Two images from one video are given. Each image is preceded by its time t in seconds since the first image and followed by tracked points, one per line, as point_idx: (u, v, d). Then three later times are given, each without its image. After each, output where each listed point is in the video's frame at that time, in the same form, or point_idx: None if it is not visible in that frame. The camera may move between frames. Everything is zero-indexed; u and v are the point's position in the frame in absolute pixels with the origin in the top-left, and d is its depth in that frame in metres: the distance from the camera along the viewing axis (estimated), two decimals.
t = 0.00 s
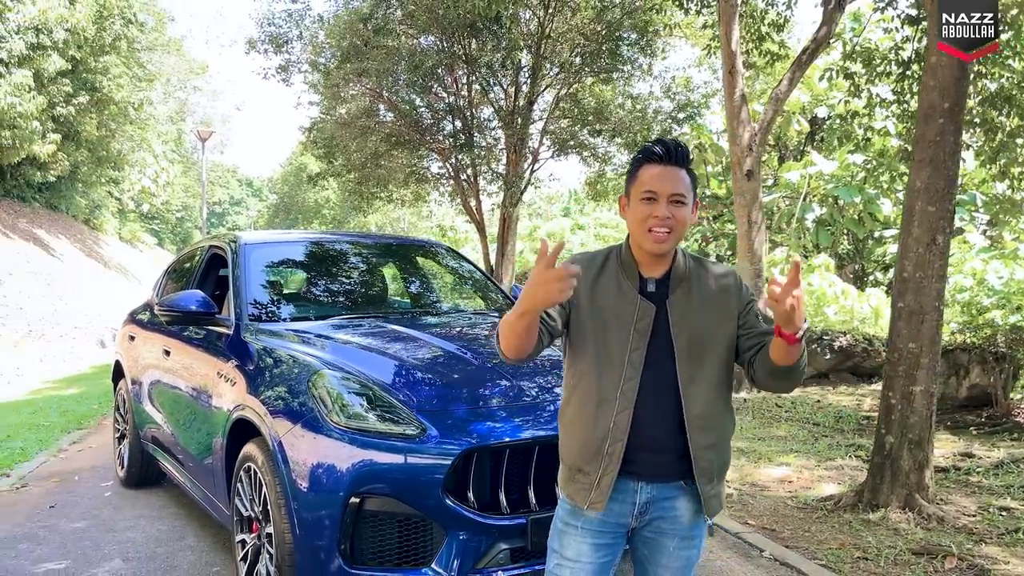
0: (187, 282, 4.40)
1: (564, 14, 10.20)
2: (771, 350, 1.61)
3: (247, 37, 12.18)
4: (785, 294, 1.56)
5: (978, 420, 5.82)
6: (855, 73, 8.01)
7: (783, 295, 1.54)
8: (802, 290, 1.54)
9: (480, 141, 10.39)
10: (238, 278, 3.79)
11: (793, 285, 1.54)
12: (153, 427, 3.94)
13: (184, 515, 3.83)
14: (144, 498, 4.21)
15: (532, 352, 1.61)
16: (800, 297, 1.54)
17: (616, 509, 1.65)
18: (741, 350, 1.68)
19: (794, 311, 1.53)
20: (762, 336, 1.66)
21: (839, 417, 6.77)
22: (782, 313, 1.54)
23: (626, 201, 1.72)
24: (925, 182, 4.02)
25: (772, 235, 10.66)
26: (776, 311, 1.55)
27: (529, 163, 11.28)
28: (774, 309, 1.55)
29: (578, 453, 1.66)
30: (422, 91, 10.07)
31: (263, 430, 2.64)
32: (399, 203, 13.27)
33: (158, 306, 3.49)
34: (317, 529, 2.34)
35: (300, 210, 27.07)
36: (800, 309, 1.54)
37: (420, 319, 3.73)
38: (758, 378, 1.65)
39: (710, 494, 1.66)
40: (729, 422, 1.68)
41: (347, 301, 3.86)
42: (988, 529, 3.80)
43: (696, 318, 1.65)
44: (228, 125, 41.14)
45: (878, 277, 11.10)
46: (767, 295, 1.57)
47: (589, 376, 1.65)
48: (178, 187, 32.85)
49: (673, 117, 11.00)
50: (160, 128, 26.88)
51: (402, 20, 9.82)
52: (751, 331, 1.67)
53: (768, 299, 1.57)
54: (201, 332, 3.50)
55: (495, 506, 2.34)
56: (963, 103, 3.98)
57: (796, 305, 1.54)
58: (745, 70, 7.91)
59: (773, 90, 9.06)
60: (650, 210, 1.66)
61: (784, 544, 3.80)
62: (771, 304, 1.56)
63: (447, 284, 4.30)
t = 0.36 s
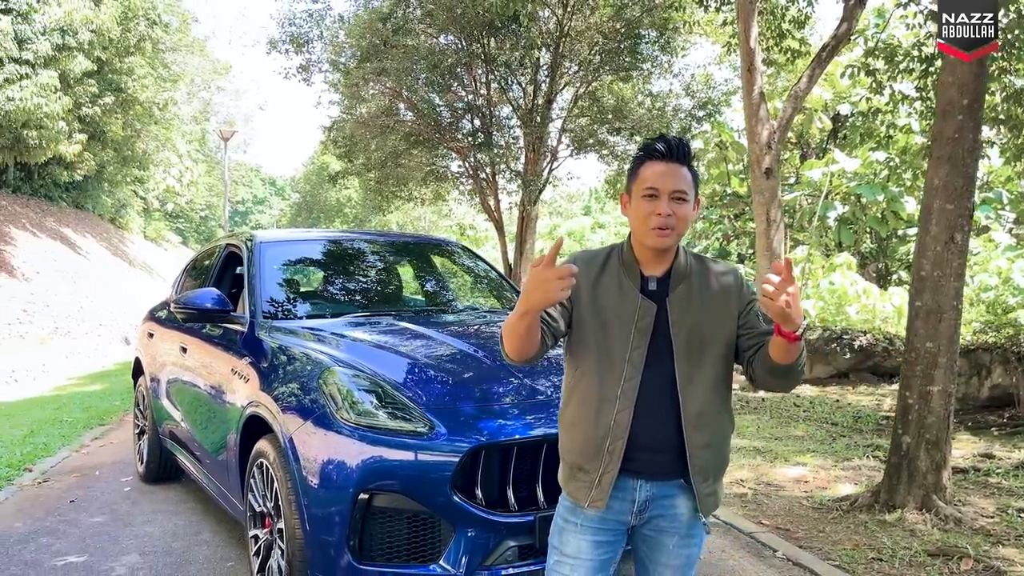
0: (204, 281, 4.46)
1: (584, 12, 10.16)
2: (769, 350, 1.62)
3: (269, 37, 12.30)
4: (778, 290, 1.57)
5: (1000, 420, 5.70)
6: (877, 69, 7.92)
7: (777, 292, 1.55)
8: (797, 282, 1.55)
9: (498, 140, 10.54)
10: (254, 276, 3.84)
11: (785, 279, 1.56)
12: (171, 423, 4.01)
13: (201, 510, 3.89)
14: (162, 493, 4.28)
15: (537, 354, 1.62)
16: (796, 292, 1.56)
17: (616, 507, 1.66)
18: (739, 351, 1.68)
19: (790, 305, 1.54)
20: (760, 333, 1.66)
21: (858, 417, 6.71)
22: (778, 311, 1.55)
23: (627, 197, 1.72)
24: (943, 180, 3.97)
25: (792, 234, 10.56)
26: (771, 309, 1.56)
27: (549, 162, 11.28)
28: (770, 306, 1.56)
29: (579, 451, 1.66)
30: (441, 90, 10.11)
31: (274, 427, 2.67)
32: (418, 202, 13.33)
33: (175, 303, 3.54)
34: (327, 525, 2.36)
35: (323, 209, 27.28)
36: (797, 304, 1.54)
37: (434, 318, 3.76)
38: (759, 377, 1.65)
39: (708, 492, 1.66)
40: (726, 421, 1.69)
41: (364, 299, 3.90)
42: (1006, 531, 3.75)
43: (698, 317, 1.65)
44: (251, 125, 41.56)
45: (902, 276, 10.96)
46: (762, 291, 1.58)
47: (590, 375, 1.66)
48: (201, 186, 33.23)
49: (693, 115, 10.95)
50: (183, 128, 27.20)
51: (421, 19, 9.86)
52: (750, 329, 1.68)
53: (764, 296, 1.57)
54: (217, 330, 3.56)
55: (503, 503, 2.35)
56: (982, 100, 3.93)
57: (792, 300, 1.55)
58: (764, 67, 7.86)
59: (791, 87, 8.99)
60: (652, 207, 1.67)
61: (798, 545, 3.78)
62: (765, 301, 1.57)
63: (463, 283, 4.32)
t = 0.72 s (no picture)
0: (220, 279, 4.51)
1: (602, 10, 10.11)
2: (770, 348, 1.61)
3: (289, 36, 12.40)
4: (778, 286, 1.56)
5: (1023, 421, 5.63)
6: (899, 65, 7.82)
7: (776, 289, 1.55)
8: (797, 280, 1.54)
9: (516, 139, 10.57)
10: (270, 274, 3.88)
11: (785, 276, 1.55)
12: (187, 419, 4.06)
13: (217, 505, 3.94)
14: (179, 488, 4.34)
15: (535, 350, 1.63)
16: (797, 289, 1.55)
17: (614, 504, 1.66)
18: (741, 349, 1.68)
19: (790, 303, 1.53)
20: (762, 331, 1.66)
21: (878, 417, 6.64)
22: (777, 308, 1.54)
23: (629, 193, 1.74)
24: (962, 176, 3.91)
25: (812, 232, 10.46)
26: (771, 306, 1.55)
27: (567, 161, 11.28)
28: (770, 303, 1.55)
29: (578, 447, 1.67)
30: (459, 88, 10.14)
31: (284, 423, 2.70)
32: (437, 201, 13.38)
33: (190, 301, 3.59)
34: (336, 521, 2.38)
35: (343, 208, 27.48)
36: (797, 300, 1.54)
37: (448, 315, 3.78)
38: (759, 374, 1.65)
39: (707, 491, 1.67)
40: (726, 418, 1.69)
41: (379, 297, 3.92)
42: None
43: (698, 314, 1.65)
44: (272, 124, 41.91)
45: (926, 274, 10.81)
46: (763, 287, 1.57)
47: (588, 371, 1.67)
48: (223, 186, 33.57)
49: (712, 112, 10.87)
50: (205, 128, 27.49)
51: (440, 18, 9.91)
52: (751, 326, 1.67)
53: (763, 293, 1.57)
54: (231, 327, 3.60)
55: (511, 499, 2.36)
56: (1001, 95, 3.87)
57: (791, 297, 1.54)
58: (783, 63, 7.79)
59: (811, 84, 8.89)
60: (651, 202, 1.67)
61: (812, 545, 3.75)
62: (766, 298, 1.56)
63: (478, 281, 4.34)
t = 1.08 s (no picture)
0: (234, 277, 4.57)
1: (619, 6, 10.05)
2: (767, 343, 1.62)
3: (308, 35, 12.50)
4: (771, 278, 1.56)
5: None
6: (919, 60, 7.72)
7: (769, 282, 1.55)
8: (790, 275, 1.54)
9: (533, 137, 10.58)
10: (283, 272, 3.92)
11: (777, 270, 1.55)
12: (201, 414, 4.12)
13: (230, 500, 3.99)
14: (193, 484, 4.40)
15: (533, 346, 1.64)
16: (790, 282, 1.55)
17: (611, 500, 1.67)
18: (739, 346, 1.68)
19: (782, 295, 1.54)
20: (758, 327, 1.66)
21: (895, 416, 6.57)
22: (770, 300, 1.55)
23: (627, 189, 1.74)
24: (977, 172, 3.86)
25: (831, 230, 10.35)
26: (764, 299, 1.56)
27: (584, 159, 11.26)
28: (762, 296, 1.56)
29: (574, 442, 1.68)
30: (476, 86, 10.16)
31: (292, 419, 2.73)
32: (455, 199, 13.41)
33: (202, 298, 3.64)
34: (342, 516, 2.40)
35: (363, 207, 27.64)
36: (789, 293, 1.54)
37: (460, 312, 3.79)
38: (757, 370, 1.65)
39: (705, 488, 1.67)
40: (724, 415, 1.69)
41: (392, 294, 3.95)
42: None
43: (696, 311, 1.65)
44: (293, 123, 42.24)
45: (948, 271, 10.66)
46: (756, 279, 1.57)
47: (586, 368, 1.67)
48: (244, 185, 33.90)
49: (730, 109, 10.80)
50: (226, 127, 27.75)
51: (456, 16, 9.93)
52: (749, 322, 1.67)
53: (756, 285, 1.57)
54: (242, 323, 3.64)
55: (515, 496, 2.37)
56: (1018, 90, 3.81)
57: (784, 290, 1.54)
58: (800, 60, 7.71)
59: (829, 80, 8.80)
60: (650, 199, 1.67)
61: (823, 544, 3.73)
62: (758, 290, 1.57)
63: (490, 279, 4.35)
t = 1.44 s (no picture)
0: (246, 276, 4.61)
1: (634, 5, 10.04)
2: (789, 321, 1.58)
3: (324, 36, 12.57)
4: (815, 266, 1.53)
5: None
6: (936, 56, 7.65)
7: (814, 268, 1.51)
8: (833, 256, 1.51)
9: (547, 136, 10.59)
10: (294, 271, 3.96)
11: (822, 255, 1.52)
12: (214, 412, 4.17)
13: (242, 497, 4.04)
14: (206, 481, 4.45)
15: (522, 330, 1.59)
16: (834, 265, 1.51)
17: (610, 496, 1.68)
18: (745, 325, 1.67)
19: (824, 275, 1.49)
20: (770, 308, 1.64)
21: (911, 416, 6.52)
22: (813, 287, 1.50)
23: (627, 195, 1.74)
24: (990, 171, 3.82)
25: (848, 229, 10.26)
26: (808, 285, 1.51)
27: (599, 159, 11.24)
28: (806, 284, 1.51)
29: (563, 437, 1.68)
30: (490, 85, 10.17)
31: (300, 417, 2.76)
32: (470, 198, 13.44)
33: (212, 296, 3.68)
34: (348, 513, 2.42)
35: (380, 207, 27.76)
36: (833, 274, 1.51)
37: (470, 311, 3.81)
38: (780, 355, 1.59)
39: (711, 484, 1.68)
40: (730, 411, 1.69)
41: (404, 294, 3.98)
42: None
43: (698, 306, 1.65)
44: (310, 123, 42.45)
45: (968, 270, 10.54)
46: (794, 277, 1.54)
47: (578, 365, 1.67)
48: (262, 185, 34.16)
49: (745, 107, 10.74)
50: (243, 128, 27.98)
51: (471, 16, 9.94)
52: (753, 305, 1.67)
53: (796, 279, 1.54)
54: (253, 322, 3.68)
55: (520, 494, 2.39)
56: None
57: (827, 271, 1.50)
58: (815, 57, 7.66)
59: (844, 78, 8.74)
60: (650, 207, 1.68)
61: (832, 544, 3.71)
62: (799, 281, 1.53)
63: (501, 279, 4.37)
